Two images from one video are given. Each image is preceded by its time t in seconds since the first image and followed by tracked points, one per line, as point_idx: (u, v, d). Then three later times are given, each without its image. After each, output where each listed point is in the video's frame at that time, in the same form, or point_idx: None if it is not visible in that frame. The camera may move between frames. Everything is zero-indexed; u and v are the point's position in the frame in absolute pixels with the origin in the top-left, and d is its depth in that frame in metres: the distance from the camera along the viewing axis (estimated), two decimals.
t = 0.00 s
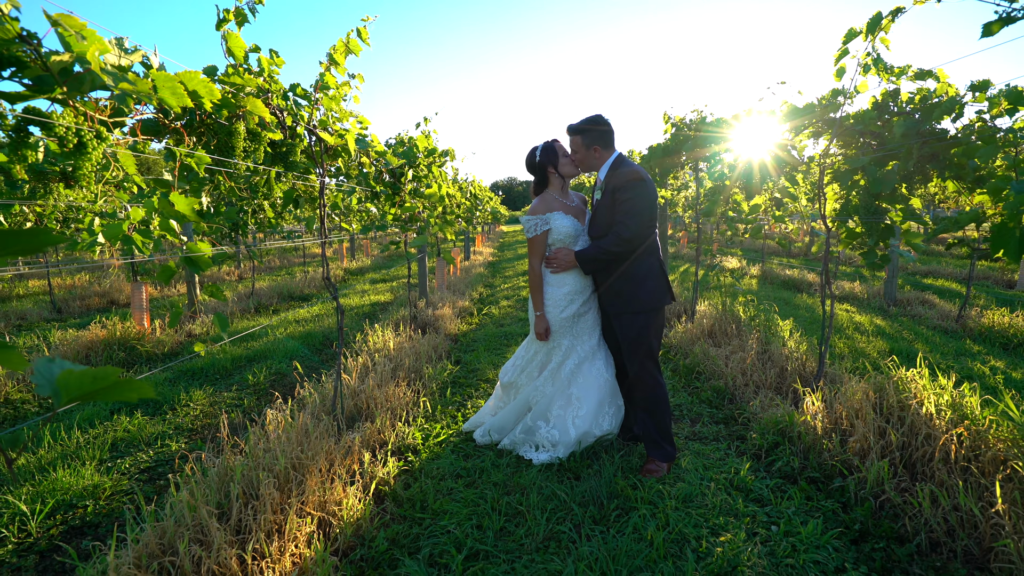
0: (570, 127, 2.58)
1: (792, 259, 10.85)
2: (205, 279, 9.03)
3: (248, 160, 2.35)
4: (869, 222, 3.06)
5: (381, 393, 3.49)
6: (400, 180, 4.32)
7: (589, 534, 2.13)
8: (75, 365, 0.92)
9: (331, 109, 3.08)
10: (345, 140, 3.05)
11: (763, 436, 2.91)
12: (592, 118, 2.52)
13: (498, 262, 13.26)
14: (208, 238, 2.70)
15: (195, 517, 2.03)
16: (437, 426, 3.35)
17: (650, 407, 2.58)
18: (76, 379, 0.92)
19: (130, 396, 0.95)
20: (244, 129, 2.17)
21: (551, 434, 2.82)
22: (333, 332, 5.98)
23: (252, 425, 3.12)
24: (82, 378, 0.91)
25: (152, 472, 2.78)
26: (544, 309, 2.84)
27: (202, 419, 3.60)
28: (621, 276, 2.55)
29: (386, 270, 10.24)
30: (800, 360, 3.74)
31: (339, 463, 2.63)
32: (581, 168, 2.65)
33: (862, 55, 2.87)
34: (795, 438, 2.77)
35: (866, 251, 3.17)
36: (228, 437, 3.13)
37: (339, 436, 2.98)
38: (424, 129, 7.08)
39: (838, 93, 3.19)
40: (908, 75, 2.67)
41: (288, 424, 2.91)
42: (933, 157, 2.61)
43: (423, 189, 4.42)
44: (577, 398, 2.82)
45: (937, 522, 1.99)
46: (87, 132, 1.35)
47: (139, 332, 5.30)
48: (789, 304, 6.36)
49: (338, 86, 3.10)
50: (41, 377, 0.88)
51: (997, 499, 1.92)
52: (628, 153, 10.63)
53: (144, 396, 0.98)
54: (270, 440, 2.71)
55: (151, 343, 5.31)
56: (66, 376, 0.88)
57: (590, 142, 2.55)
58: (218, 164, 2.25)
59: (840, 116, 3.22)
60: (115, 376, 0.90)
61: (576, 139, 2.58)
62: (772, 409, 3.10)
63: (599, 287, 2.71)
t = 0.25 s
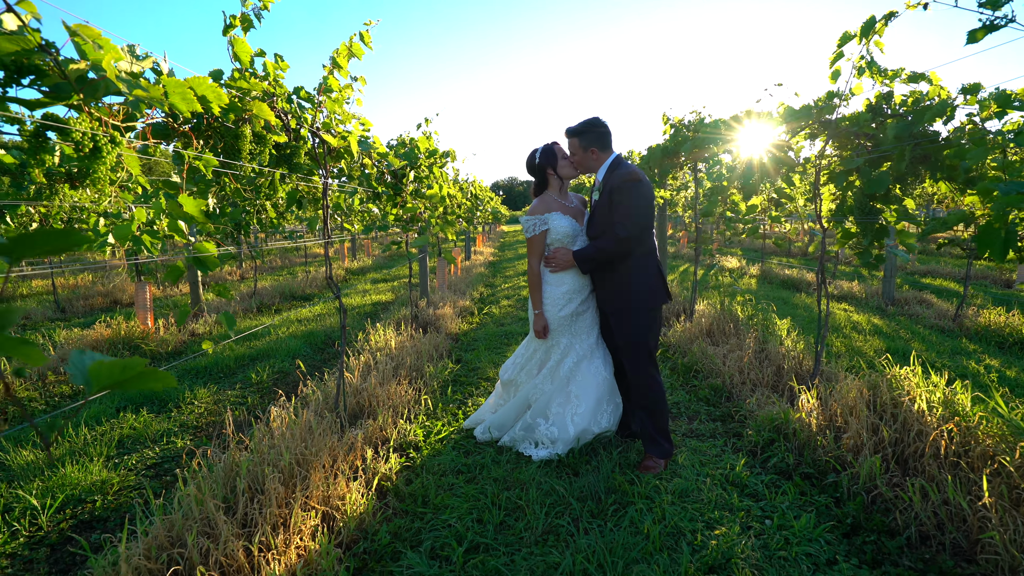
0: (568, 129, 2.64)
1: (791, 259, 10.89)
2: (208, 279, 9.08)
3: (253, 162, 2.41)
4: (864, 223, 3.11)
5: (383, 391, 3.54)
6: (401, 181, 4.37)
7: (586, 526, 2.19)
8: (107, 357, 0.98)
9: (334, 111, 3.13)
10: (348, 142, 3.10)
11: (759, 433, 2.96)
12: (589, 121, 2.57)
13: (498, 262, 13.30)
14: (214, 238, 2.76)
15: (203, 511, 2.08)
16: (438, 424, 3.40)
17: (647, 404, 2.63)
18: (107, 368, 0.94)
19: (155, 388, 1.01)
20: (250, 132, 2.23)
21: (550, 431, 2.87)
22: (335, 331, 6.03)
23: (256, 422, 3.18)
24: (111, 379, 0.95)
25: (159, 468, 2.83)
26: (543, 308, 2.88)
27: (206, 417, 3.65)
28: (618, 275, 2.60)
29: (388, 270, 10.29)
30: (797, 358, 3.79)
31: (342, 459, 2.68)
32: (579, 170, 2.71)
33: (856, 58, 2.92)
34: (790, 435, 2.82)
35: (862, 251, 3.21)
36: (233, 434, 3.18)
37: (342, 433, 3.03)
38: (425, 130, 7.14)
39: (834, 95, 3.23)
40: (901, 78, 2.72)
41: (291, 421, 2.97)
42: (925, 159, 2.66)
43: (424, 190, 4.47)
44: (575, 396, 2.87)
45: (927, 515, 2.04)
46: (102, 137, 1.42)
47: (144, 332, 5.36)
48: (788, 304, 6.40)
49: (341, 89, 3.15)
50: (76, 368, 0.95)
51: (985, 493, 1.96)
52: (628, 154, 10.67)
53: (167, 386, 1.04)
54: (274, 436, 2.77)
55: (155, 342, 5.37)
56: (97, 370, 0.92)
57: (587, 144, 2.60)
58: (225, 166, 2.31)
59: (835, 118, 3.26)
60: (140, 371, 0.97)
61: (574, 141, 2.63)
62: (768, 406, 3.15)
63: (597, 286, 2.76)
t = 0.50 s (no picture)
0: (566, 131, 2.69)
1: (791, 258, 10.92)
2: (210, 279, 9.14)
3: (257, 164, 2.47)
4: (858, 222, 3.15)
5: (384, 389, 3.59)
6: (402, 181, 4.42)
7: (583, 519, 2.24)
8: (130, 345, 1.25)
9: (336, 113, 3.18)
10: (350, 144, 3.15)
11: (754, 429, 3.01)
12: (586, 123, 2.62)
13: (498, 262, 13.34)
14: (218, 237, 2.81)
15: (208, 503, 2.13)
16: (438, 420, 3.45)
17: (644, 400, 2.68)
18: (133, 356, 1.20)
19: (171, 374, 1.26)
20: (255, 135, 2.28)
21: (549, 427, 2.92)
22: (336, 330, 6.08)
23: (260, 418, 3.23)
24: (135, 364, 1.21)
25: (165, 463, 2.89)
26: (542, 307, 2.93)
27: (210, 414, 3.71)
28: (615, 274, 2.65)
29: (388, 270, 10.34)
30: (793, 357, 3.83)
31: (344, 454, 2.74)
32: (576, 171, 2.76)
33: (850, 61, 2.97)
34: (784, 431, 2.87)
35: (856, 250, 3.26)
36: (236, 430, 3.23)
37: (344, 429, 3.08)
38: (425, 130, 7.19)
39: (828, 97, 3.28)
40: (893, 81, 2.77)
41: (294, 418, 3.02)
42: (916, 160, 2.71)
43: (424, 190, 4.52)
44: (573, 393, 2.92)
45: (915, 509, 2.09)
46: (114, 140, 1.49)
47: (147, 331, 5.41)
48: (785, 303, 6.44)
49: (343, 91, 3.21)
50: (106, 356, 1.19)
51: (972, 486, 2.01)
52: (627, 154, 10.72)
53: (178, 371, 1.32)
54: (277, 432, 2.82)
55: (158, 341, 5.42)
56: (124, 357, 1.18)
57: (584, 145, 2.66)
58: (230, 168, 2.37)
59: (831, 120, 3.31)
60: (162, 358, 1.22)
61: (572, 143, 2.68)
62: (763, 403, 3.20)
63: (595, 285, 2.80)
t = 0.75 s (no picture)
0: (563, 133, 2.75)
1: (790, 258, 10.97)
2: (212, 279, 9.21)
3: (263, 165, 2.53)
4: (851, 223, 3.21)
5: (386, 386, 3.66)
6: (403, 182, 4.49)
7: (579, 512, 2.30)
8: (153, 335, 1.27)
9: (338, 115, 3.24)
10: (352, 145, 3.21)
11: (749, 426, 3.07)
12: (582, 125, 2.68)
13: (499, 262, 13.40)
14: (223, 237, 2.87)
15: (214, 495, 2.19)
16: (438, 417, 3.51)
17: (639, 397, 2.74)
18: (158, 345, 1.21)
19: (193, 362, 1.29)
20: (260, 138, 2.34)
21: (547, 423, 2.98)
22: (338, 329, 6.15)
23: (264, 415, 3.29)
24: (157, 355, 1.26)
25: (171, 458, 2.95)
26: (540, 306, 2.99)
27: (214, 411, 3.77)
28: (611, 273, 2.71)
29: (389, 270, 10.41)
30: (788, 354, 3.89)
31: (347, 449, 2.80)
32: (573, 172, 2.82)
33: (842, 64, 3.03)
34: (778, 427, 2.93)
35: (849, 250, 3.31)
36: (240, 426, 3.30)
37: (346, 425, 3.14)
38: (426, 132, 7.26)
39: (821, 100, 3.34)
40: (884, 84, 2.83)
41: (298, 414, 3.08)
42: (906, 161, 2.77)
43: (425, 191, 4.58)
44: (571, 390, 2.98)
45: (903, 501, 2.14)
46: (128, 144, 1.55)
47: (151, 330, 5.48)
48: (783, 303, 6.49)
49: (345, 93, 3.27)
50: (132, 345, 1.20)
51: (957, 479, 2.07)
52: (626, 155, 10.80)
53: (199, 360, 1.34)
54: (281, 428, 2.88)
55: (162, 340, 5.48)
56: (148, 345, 1.20)
57: (581, 147, 2.72)
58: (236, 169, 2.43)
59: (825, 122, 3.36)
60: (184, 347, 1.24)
61: (569, 145, 2.74)
62: (757, 400, 3.25)
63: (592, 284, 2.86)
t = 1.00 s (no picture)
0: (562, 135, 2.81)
1: (789, 258, 11.02)
2: (215, 278, 9.28)
3: (267, 166, 2.60)
4: (845, 223, 3.26)
5: (387, 383, 3.72)
6: (404, 183, 4.56)
7: (575, 504, 2.36)
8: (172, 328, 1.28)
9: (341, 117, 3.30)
10: (355, 147, 3.28)
11: (743, 422, 3.13)
12: (580, 127, 2.75)
13: (499, 262, 13.47)
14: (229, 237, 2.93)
15: (219, 488, 2.25)
16: (439, 413, 3.57)
17: (635, 394, 2.80)
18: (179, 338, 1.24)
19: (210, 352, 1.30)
20: (265, 141, 2.41)
21: (545, 420, 3.04)
22: (340, 329, 6.21)
23: (267, 411, 3.36)
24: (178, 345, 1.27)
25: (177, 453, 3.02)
26: (539, 304, 3.05)
27: (218, 408, 3.84)
28: (608, 272, 2.77)
29: (390, 270, 10.48)
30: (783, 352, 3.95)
31: (349, 444, 2.86)
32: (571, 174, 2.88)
33: (835, 67, 3.09)
34: (771, 424, 2.98)
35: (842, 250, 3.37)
36: (244, 422, 3.36)
37: (348, 421, 3.21)
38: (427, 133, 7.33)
39: (815, 102, 3.40)
40: (876, 87, 2.89)
41: (301, 410, 3.15)
42: (895, 163, 2.84)
43: (426, 191, 4.65)
44: (568, 387, 3.04)
45: (890, 494, 2.20)
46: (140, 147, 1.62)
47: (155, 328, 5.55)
48: (780, 302, 6.55)
49: (347, 96, 3.33)
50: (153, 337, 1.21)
51: (942, 472, 2.13)
52: (626, 156, 10.86)
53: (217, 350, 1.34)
54: (284, 424, 2.94)
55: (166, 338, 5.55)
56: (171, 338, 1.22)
57: (578, 149, 2.78)
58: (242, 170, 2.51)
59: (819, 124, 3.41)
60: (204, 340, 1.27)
61: (567, 146, 2.80)
62: (752, 397, 3.31)
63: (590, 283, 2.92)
